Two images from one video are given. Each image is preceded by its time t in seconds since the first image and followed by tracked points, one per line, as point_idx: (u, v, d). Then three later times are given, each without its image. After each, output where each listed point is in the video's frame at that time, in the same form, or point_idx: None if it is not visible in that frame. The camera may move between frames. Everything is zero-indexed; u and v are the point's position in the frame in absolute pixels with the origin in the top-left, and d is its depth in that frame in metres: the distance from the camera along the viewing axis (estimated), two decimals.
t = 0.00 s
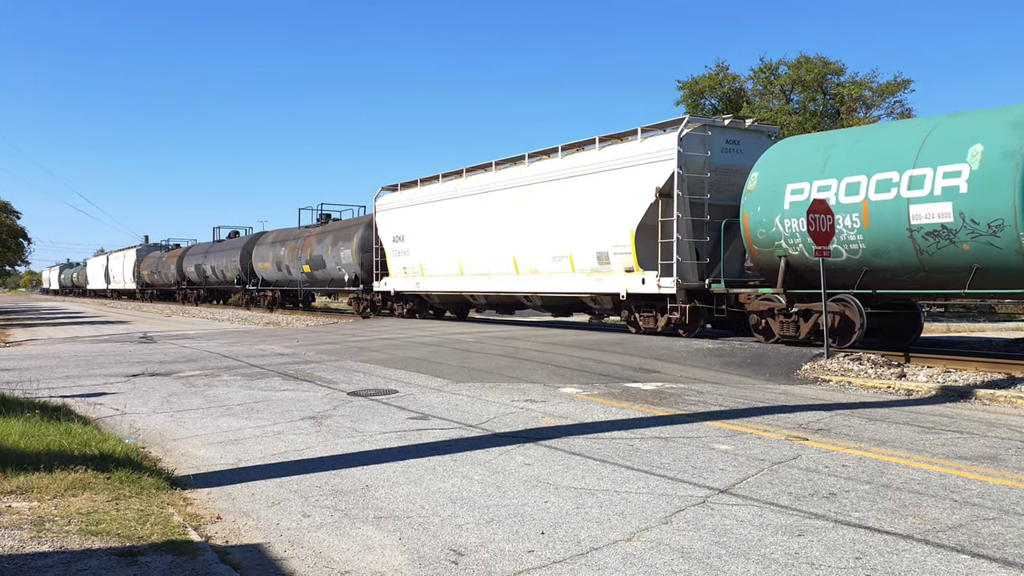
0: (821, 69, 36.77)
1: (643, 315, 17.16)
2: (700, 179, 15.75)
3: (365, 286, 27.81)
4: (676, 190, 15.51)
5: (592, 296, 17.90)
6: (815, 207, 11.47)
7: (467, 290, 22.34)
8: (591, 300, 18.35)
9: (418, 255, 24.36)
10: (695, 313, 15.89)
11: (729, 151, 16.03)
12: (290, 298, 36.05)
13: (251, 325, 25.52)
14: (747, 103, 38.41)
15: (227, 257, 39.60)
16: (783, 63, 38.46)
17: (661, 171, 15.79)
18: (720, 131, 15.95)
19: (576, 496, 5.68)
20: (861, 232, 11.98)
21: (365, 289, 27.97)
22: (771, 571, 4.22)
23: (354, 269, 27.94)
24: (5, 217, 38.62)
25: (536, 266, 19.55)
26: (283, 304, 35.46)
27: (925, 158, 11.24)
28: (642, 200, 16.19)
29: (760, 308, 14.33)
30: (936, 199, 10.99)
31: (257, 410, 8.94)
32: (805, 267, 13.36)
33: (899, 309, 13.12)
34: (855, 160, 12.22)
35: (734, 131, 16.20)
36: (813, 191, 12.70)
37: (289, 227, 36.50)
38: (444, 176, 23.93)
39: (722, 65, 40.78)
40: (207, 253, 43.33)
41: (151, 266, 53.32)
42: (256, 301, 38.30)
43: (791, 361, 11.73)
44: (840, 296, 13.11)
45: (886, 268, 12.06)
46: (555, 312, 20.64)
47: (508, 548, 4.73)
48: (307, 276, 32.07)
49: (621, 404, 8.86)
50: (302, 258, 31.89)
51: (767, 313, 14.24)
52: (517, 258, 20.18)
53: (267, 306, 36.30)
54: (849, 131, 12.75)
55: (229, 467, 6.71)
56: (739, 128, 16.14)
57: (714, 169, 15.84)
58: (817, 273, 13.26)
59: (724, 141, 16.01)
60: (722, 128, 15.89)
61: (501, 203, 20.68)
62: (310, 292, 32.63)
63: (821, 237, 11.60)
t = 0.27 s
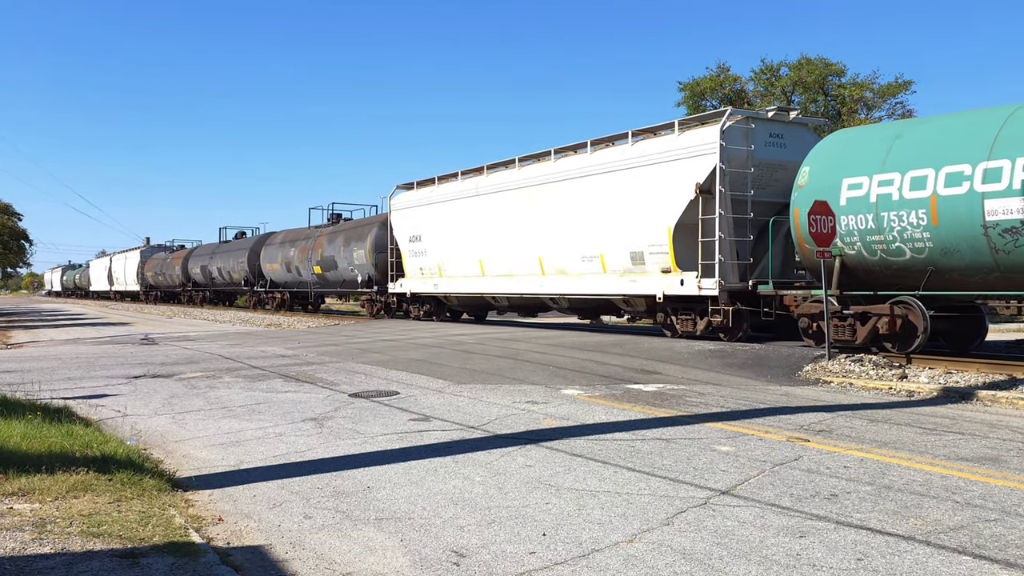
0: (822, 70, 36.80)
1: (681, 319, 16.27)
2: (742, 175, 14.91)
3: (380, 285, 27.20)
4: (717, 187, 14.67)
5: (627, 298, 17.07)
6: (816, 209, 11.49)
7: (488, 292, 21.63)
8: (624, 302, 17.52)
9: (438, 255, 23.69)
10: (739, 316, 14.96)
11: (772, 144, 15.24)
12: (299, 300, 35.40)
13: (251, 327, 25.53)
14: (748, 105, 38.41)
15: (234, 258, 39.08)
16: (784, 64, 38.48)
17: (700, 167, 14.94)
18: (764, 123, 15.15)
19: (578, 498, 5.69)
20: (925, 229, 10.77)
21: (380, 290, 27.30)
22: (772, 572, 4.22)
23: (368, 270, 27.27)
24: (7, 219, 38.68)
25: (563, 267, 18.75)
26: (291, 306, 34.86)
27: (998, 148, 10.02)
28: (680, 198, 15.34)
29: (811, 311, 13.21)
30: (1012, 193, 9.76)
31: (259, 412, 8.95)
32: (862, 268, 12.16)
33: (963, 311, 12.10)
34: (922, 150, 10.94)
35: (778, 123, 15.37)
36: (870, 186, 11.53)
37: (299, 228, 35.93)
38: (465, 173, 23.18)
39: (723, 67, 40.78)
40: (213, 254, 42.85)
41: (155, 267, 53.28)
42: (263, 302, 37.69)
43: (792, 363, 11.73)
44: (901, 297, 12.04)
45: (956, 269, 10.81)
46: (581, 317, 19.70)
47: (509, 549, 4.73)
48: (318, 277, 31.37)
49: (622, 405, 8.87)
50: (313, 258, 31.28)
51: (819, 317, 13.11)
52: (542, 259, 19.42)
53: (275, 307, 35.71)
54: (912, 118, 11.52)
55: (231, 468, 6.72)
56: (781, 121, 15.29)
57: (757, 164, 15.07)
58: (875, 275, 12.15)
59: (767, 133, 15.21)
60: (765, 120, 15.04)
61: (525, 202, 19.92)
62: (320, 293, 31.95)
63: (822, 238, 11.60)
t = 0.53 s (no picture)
0: (823, 71, 36.82)
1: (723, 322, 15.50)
2: (790, 167, 14.29)
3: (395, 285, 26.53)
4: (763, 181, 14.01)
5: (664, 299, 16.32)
6: (818, 209, 11.48)
7: (512, 293, 20.91)
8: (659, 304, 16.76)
9: (458, 255, 22.98)
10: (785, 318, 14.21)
11: (820, 137, 14.58)
12: (307, 301, 34.79)
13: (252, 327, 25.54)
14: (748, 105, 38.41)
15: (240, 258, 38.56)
16: (784, 65, 38.51)
17: (745, 161, 14.31)
18: (811, 115, 14.49)
19: (579, 499, 5.69)
20: (1006, 224, 9.92)
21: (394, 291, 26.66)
22: (773, 573, 4.22)
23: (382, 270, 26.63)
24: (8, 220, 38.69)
25: (594, 266, 18.07)
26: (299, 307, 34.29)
27: None
28: (722, 195, 14.71)
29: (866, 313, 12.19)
30: None
31: (259, 413, 8.95)
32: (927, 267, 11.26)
33: None
34: (991, 139, 10.18)
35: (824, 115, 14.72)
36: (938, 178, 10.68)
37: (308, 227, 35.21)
38: (484, 169, 22.48)
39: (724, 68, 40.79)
40: (219, 254, 42.36)
41: (158, 267, 53.17)
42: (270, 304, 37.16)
43: (794, 363, 11.72)
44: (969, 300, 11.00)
45: None
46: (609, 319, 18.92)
47: (510, 550, 4.73)
48: (330, 278, 30.71)
49: (623, 406, 8.86)
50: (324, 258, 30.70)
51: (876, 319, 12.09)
52: (570, 257, 18.75)
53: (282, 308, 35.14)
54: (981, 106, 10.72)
55: (232, 469, 6.72)
56: (830, 112, 14.67)
57: (804, 157, 14.41)
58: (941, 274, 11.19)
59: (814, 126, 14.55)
60: (814, 111, 14.40)
61: (552, 199, 19.25)
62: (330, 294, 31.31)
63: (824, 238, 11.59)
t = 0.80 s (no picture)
0: (823, 69, 36.81)
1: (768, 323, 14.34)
2: (843, 160, 13.14)
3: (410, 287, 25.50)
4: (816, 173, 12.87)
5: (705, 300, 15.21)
6: (818, 208, 11.46)
7: (536, 293, 19.75)
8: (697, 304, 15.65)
9: (478, 253, 21.86)
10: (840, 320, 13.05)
11: (875, 126, 13.35)
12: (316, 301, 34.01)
13: (253, 327, 25.56)
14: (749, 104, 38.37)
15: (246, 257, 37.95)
16: (785, 64, 38.48)
17: (795, 151, 13.15)
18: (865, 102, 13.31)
19: (580, 498, 5.68)
20: None
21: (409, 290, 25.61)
22: (774, 572, 4.22)
23: (395, 268, 25.63)
24: (9, 220, 38.73)
25: (626, 265, 16.89)
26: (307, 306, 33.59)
27: None
28: (770, 188, 13.55)
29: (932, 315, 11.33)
30: None
31: (260, 412, 8.95)
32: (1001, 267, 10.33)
33: None
34: None
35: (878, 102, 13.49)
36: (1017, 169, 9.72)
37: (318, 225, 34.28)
38: (506, 163, 21.34)
39: (724, 66, 40.77)
40: (226, 254, 41.75)
41: (161, 267, 53.10)
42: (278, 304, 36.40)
43: (794, 362, 11.72)
44: None
45: None
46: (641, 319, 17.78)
47: (511, 550, 4.73)
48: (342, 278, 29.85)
49: (623, 405, 8.86)
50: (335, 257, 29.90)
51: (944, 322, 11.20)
52: (600, 255, 17.59)
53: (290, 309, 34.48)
54: None
55: (233, 469, 6.72)
56: (885, 99, 13.48)
57: (858, 149, 13.20)
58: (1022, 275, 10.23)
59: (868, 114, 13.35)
60: (868, 99, 13.24)
61: (580, 194, 18.12)
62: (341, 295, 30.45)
63: (824, 237, 11.58)
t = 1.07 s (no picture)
0: (824, 67, 36.76)
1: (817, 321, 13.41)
2: (902, 149, 12.24)
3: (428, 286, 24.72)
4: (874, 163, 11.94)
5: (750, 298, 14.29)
6: (819, 206, 11.44)
7: (563, 291, 18.90)
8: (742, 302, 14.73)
9: (501, 249, 21.08)
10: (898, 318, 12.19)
11: (938, 112, 12.45)
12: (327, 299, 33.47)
13: (253, 325, 25.58)
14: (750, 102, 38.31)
15: (254, 255, 37.39)
16: (786, 61, 38.44)
17: (853, 140, 12.20)
18: (926, 87, 12.41)
19: (581, 496, 5.69)
20: None
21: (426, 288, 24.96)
22: (776, 569, 4.22)
23: (411, 265, 24.95)
24: (10, 219, 38.73)
25: (663, 261, 16.01)
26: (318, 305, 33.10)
27: None
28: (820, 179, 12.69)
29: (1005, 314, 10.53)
30: None
31: (261, 410, 8.96)
32: None
33: None
34: None
35: (940, 89, 12.61)
36: None
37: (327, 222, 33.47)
38: (529, 157, 20.48)
39: (725, 64, 40.73)
40: (231, 252, 41.21)
41: (165, 266, 52.85)
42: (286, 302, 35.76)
43: (795, 360, 11.71)
44: None
45: None
46: (676, 318, 16.86)
47: (513, 547, 4.74)
48: (355, 275, 29.07)
49: (625, 403, 8.86)
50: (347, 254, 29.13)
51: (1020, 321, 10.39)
52: (633, 251, 16.72)
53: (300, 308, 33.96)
54: None
55: (234, 467, 6.72)
56: (945, 86, 12.58)
57: (918, 137, 12.29)
58: None
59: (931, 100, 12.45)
60: (930, 84, 12.34)
61: (610, 188, 17.26)
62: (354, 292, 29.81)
63: (825, 235, 11.56)
